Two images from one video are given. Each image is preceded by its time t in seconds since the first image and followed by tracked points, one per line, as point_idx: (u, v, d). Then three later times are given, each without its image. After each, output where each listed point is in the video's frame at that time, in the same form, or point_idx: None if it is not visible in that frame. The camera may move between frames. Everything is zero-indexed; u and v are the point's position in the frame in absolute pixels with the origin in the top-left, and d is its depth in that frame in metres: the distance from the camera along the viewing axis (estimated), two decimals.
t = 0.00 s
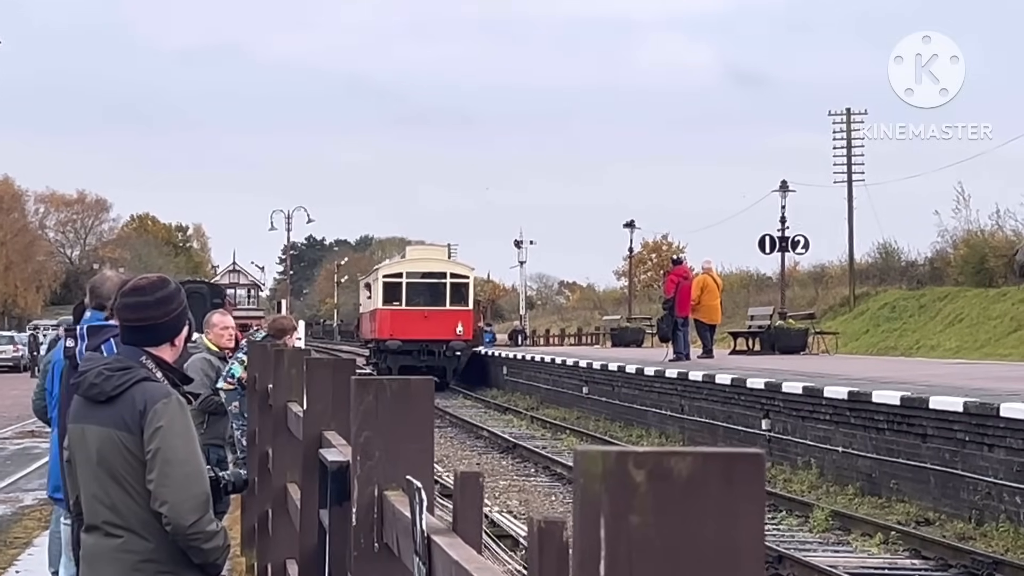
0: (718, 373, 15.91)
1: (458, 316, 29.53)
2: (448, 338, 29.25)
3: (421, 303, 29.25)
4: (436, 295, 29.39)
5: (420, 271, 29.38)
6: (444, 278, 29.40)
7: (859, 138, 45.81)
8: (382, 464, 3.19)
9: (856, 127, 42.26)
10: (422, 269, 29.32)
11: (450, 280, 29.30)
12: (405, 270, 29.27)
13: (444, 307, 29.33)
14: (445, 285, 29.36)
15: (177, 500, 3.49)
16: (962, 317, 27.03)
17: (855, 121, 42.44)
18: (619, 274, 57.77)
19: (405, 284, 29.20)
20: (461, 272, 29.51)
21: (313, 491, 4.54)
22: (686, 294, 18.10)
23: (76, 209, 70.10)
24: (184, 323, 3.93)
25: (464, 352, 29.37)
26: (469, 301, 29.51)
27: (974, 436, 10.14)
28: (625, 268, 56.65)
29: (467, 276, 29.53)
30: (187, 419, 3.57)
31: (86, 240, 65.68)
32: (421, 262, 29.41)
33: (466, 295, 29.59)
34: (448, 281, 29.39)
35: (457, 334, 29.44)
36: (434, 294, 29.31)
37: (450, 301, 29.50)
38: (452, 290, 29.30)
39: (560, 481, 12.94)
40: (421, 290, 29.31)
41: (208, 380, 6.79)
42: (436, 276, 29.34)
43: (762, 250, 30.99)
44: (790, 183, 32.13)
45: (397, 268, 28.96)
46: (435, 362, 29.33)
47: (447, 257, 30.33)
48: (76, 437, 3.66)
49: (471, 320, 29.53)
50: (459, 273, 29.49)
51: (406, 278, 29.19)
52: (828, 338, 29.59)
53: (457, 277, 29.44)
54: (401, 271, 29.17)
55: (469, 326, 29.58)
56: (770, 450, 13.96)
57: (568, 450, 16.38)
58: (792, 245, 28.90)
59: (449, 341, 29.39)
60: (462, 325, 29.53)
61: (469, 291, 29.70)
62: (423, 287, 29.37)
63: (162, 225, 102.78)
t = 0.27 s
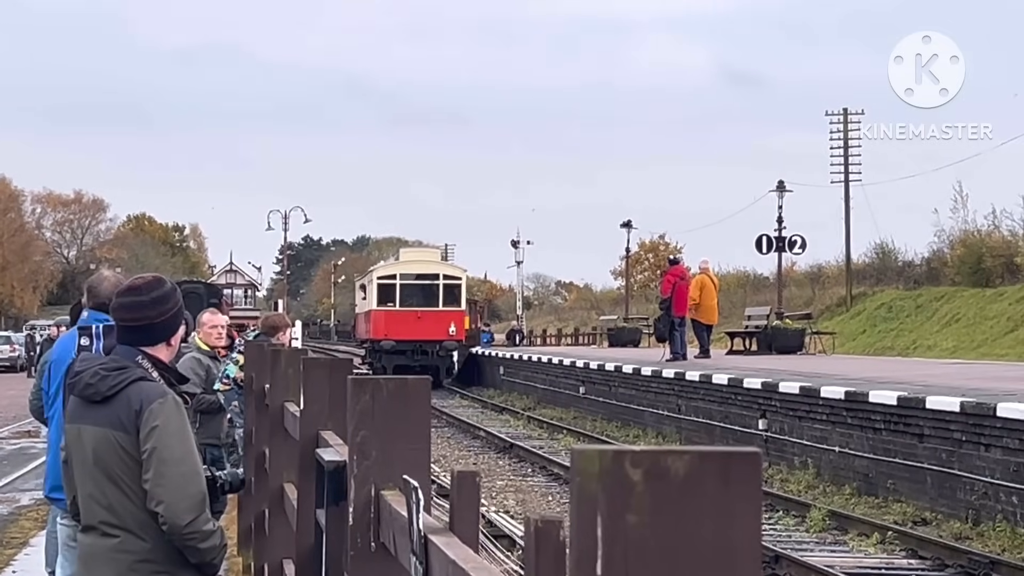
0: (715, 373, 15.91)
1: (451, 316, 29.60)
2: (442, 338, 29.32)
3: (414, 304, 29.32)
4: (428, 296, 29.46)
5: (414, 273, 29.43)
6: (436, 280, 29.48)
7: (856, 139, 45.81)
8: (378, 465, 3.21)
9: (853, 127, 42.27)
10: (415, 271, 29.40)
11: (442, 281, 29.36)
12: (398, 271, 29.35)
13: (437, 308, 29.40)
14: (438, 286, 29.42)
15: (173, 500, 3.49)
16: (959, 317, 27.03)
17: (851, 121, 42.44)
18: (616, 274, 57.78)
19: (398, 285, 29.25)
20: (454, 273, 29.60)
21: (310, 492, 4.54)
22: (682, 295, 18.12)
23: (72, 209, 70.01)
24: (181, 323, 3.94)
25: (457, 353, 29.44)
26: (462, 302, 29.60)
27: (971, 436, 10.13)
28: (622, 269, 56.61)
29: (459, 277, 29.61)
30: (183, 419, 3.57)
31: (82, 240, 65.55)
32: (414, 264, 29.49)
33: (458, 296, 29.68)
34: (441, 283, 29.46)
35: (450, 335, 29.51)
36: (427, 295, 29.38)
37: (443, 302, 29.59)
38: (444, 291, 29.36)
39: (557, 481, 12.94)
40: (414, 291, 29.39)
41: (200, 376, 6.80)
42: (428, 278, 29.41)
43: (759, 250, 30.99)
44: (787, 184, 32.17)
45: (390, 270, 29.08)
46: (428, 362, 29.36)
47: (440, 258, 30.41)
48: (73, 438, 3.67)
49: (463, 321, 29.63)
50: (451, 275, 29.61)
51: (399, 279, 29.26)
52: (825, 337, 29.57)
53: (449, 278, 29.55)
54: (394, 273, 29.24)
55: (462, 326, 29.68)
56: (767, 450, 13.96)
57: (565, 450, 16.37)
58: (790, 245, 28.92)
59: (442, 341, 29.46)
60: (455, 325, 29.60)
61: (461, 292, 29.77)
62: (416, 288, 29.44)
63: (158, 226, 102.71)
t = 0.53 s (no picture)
0: (713, 373, 15.91)
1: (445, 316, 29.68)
2: (436, 338, 29.31)
3: (409, 305, 29.39)
4: (423, 297, 29.47)
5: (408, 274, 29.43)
6: (431, 281, 29.45)
7: (854, 139, 45.81)
8: (376, 464, 3.22)
9: (851, 128, 42.27)
10: (410, 272, 29.40)
11: (436, 282, 29.33)
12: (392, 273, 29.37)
13: (431, 309, 29.40)
14: (432, 288, 29.41)
15: (172, 500, 3.49)
16: (956, 317, 27.03)
17: (849, 120, 42.39)
18: (614, 273, 57.73)
19: (392, 287, 29.28)
20: (448, 275, 29.57)
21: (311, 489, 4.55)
22: (679, 295, 18.12)
23: (69, 209, 69.96)
24: (178, 323, 3.94)
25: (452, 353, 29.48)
26: (456, 302, 29.63)
27: (969, 436, 10.13)
28: (619, 270, 56.62)
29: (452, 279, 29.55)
30: (181, 418, 3.58)
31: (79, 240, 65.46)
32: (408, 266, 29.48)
33: (452, 296, 29.65)
34: (435, 284, 29.42)
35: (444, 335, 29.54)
36: (421, 296, 29.42)
37: (437, 303, 29.60)
38: (438, 292, 29.33)
39: (555, 481, 12.94)
40: (409, 292, 29.44)
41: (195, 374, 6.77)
42: (422, 279, 29.39)
43: (757, 249, 30.97)
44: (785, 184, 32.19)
45: (385, 271, 29.14)
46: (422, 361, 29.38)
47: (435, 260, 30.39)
48: (71, 438, 3.67)
49: (457, 321, 29.69)
50: (444, 276, 29.56)
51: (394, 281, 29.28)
52: (823, 337, 29.55)
53: (443, 279, 29.49)
54: (387, 275, 29.25)
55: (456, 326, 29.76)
56: (765, 449, 13.95)
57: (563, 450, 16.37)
58: (788, 245, 28.92)
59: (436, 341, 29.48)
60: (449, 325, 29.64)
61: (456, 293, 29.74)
62: (411, 289, 29.47)
63: (157, 226, 102.70)
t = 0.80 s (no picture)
0: (712, 373, 15.91)
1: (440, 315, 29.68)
2: (431, 337, 29.30)
3: (405, 305, 29.38)
4: (418, 297, 29.45)
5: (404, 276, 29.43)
6: (426, 282, 29.43)
7: (854, 139, 45.78)
8: (375, 464, 3.22)
9: (850, 128, 42.28)
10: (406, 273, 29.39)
11: (431, 283, 29.31)
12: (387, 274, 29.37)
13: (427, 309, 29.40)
14: (428, 288, 29.40)
15: (171, 500, 3.49)
16: (955, 317, 27.02)
17: (848, 120, 42.42)
18: (613, 273, 57.69)
19: (389, 288, 29.27)
20: (444, 275, 29.52)
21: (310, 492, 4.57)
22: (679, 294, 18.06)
23: (68, 209, 69.91)
24: (179, 323, 3.94)
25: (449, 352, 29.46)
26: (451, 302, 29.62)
27: (968, 437, 10.12)
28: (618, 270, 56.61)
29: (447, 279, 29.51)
30: (180, 417, 3.58)
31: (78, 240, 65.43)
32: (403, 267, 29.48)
33: (447, 296, 29.61)
34: (430, 285, 29.41)
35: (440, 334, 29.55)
36: (417, 297, 29.39)
37: (432, 303, 29.57)
38: (433, 293, 29.32)
39: (554, 480, 12.94)
40: (405, 293, 29.40)
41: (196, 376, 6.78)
42: (417, 280, 29.38)
43: (756, 249, 30.96)
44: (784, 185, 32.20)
45: (381, 272, 29.13)
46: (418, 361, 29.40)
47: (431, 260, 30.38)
48: (71, 437, 3.67)
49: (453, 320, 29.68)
50: (440, 276, 29.51)
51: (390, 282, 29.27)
52: (822, 337, 29.53)
53: (438, 280, 29.45)
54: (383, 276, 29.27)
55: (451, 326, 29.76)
56: (763, 449, 13.95)
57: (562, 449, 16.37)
58: (786, 244, 28.92)
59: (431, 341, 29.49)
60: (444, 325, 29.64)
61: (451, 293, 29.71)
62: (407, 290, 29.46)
63: (156, 227, 102.69)
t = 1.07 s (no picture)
0: (712, 373, 15.91)
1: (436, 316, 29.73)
2: (428, 337, 29.40)
3: (402, 306, 29.45)
4: (415, 299, 29.54)
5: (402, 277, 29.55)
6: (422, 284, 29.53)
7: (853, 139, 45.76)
8: (374, 462, 3.25)
9: (850, 128, 42.28)
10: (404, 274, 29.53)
11: (427, 285, 29.43)
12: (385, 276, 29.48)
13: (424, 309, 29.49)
14: (424, 289, 29.50)
15: (169, 499, 3.50)
16: (955, 316, 27.01)
17: (848, 121, 42.40)
18: (613, 273, 57.69)
19: (386, 289, 29.37)
20: (440, 276, 29.66)
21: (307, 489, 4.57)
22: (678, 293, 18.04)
23: (68, 210, 70.10)
24: (178, 323, 3.95)
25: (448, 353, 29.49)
26: (447, 302, 29.72)
27: (968, 436, 10.12)
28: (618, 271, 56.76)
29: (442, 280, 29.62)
30: (179, 416, 3.58)
31: (77, 241, 65.60)
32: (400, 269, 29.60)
33: (443, 297, 29.75)
34: (426, 287, 29.53)
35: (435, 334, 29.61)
36: (414, 298, 29.49)
37: (429, 303, 29.67)
38: (429, 294, 29.44)
39: (554, 480, 12.94)
40: (402, 294, 29.51)
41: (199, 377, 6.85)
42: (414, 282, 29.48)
43: (756, 249, 30.95)
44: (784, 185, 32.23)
45: (379, 274, 29.23)
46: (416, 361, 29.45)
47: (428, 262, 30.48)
48: (70, 438, 3.67)
49: (448, 321, 29.74)
50: (436, 278, 29.63)
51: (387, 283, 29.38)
52: (822, 337, 29.52)
53: (434, 281, 29.57)
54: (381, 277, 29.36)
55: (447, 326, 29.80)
56: (764, 449, 13.94)
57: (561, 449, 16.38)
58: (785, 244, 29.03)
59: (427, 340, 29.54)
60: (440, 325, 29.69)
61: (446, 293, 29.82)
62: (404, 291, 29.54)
63: (157, 227, 102.81)
